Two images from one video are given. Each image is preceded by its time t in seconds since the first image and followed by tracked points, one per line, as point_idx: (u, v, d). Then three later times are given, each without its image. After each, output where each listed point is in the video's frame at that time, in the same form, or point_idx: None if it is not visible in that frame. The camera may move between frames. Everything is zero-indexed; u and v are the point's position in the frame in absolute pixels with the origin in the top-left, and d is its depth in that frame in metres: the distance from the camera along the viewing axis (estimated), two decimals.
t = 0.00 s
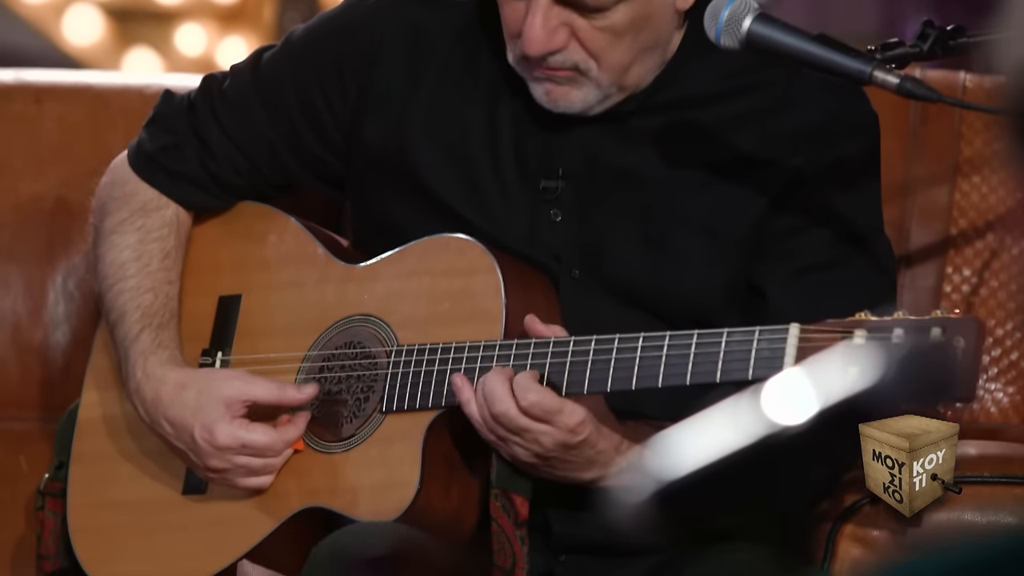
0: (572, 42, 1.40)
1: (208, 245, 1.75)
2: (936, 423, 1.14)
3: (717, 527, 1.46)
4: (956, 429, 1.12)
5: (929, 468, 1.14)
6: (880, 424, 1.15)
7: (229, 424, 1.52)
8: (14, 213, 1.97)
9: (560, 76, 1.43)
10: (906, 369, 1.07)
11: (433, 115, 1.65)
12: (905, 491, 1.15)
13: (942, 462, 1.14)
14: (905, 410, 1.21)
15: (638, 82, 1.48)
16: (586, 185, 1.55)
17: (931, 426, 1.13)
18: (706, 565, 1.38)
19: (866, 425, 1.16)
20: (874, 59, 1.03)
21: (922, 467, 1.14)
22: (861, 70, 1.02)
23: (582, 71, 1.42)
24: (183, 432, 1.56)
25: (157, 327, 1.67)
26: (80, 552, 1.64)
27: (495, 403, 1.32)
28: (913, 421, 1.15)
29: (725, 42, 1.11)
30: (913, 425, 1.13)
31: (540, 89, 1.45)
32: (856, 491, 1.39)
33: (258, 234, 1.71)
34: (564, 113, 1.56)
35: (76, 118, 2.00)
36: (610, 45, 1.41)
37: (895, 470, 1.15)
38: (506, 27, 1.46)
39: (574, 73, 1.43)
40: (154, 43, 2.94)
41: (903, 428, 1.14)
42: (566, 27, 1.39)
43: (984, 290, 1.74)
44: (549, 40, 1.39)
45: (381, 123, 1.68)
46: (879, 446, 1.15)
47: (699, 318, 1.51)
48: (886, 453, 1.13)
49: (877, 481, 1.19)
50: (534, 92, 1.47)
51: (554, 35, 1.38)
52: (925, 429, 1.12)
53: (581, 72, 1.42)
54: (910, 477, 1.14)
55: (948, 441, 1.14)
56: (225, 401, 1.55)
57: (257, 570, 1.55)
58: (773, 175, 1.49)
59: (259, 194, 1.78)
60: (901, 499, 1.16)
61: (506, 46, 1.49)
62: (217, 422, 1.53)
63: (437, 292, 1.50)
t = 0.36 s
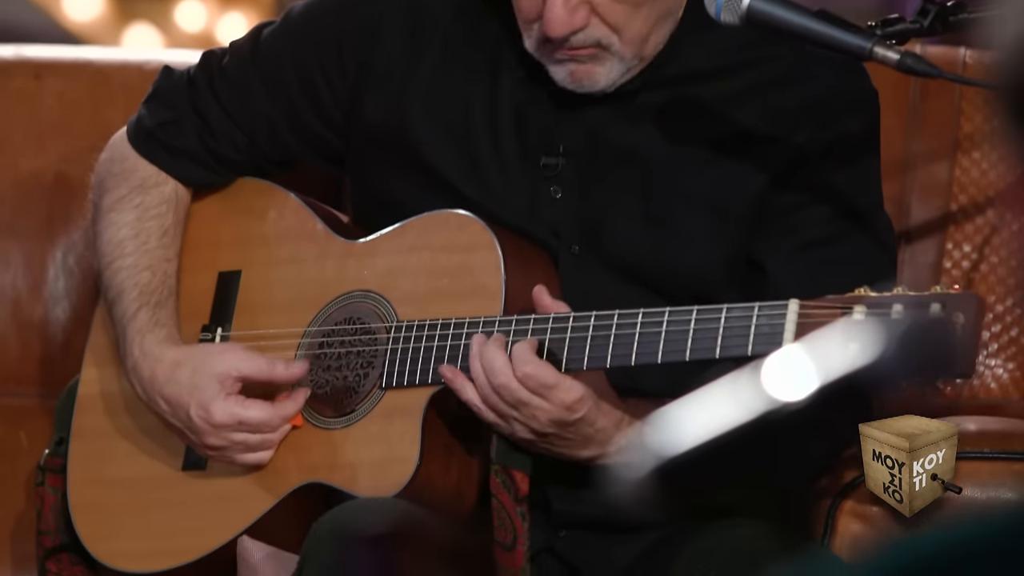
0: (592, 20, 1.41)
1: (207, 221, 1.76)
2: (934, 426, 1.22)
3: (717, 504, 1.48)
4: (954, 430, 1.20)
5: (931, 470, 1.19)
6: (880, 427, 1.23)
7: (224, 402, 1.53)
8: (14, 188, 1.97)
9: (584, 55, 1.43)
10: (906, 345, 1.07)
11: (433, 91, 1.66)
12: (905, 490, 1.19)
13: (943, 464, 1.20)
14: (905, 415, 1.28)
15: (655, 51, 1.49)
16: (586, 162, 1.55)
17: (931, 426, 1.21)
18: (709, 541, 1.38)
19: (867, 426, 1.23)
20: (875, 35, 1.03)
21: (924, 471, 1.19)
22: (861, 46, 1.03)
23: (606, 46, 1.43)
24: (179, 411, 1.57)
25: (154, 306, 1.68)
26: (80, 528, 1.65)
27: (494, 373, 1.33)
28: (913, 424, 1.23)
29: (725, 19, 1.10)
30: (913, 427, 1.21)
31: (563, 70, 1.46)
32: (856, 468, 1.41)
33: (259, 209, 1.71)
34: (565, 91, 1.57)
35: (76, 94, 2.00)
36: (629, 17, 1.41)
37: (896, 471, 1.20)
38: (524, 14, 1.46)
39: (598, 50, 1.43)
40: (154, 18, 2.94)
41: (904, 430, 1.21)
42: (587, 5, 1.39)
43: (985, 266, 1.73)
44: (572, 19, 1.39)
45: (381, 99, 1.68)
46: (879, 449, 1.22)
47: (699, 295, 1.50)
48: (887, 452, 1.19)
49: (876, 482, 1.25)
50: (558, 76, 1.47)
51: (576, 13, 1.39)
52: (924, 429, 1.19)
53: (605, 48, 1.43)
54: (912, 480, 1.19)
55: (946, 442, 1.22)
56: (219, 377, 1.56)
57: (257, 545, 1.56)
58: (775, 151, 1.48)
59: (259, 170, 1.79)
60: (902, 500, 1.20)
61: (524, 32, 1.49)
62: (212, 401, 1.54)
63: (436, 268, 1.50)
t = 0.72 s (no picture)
0: None
1: (211, 197, 1.76)
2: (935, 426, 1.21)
3: (719, 481, 1.47)
4: (956, 429, 1.18)
5: (931, 471, 1.17)
6: (880, 428, 1.21)
7: (229, 376, 1.54)
8: (15, 165, 1.97)
9: (537, 27, 1.44)
10: (907, 323, 1.07)
11: (433, 68, 1.66)
12: (904, 489, 1.16)
13: (943, 465, 1.18)
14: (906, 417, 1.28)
15: (622, 40, 1.48)
16: (585, 137, 1.55)
17: (931, 426, 1.19)
18: (708, 519, 1.39)
19: (867, 426, 1.22)
20: (876, 12, 1.02)
21: (923, 471, 1.17)
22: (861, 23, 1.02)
23: (560, 25, 1.43)
24: (183, 385, 1.58)
25: (157, 281, 1.68)
26: (80, 505, 1.66)
27: (515, 344, 1.31)
28: (913, 425, 1.22)
29: None
30: (912, 427, 1.19)
31: (520, 37, 1.47)
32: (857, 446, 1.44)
33: (261, 187, 1.71)
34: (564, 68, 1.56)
35: (76, 71, 1.99)
36: (587, 3, 1.40)
37: (896, 472, 1.18)
38: None
39: (551, 26, 1.43)
40: None
41: (903, 429, 1.19)
42: None
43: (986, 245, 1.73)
44: None
45: (381, 75, 1.69)
46: (879, 449, 1.20)
47: (699, 271, 1.51)
48: (887, 453, 1.18)
49: (877, 482, 1.22)
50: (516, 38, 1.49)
51: None
52: (924, 429, 1.18)
53: (558, 26, 1.43)
54: (912, 480, 1.16)
55: (947, 443, 1.20)
56: (226, 354, 1.56)
57: (256, 521, 1.55)
58: (775, 127, 1.48)
59: (261, 148, 1.79)
60: (902, 500, 1.17)
61: None
62: (217, 375, 1.55)
63: (437, 245, 1.50)
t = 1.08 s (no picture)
0: None
1: (212, 177, 1.75)
2: (936, 426, 1.18)
3: (720, 461, 1.47)
4: (953, 427, 1.16)
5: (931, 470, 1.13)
6: (881, 428, 1.23)
7: (225, 357, 1.55)
8: (14, 143, 1.97)
9: (584, 20, 1.44)
10: (908, 301, 1.07)
11: (433, 51, 1.65)
12: (904, 489, 1.11)
13: (944, 464, 1.14)
14: (907, 417, 1.27)
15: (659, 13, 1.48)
16: (586, 119, 1.54)
17: (931, 426, 1.18)
18: (708, 497, 1.41)
19: (868, 427, 1.23)
20: None
21: (924, 469, 1.13)
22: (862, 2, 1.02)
23: (606, 13, 1.43)
24: (180, 365, 1.58)
25: (155, 262, 1.69)
26: (80, 484, 1.67)
27: (514, 322, 1.31)
28: (915, 424, 1.20)
29: None
30: (912, 426, 1.19)
31: (564, 34, 1.47)
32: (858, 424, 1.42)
33: (260, 166, 1.71)
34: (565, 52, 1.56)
35: (76, 49, 1.99)
36: None
37: (895, 471, 1.17)
38: None
39: (598, 16, 1.44)
40: None
41: (904, 429, 1.19)
42: None
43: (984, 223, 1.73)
44: None
45: (381, 58, 1.69)
46: (879, 450, 1.21)
47: (700, 254, 1.49)
48: (885, 452, 1.18)
49: (877, 483, 1.21)
50: (561, 40, 1.49)
51: None
52: (923, 428, 1.17)
53: (604, 15, 1.43)
54: (911, 479, 1.13)
55: (948, 444, 1.17)
56: (220, 332, 1.57)
57: (257, 500, 1.55)
58: (775, 106, 1.47)
59: (262, 128, 1.79)
60: (900, 499, 1.12)
61: None
62: (213, 355, 1.56)
63: (438, 224, 1.50)
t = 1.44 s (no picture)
0: None
1: (212, 159, 1.76)
2: (936, 424, 1.16)
3: (719, 446, 1.48)
4: (954, 429, 1.13)
5: (932, 471, 1.12)
6: (880, 427, 1.19)
7: (229, 339, 1.54)
8: (14, 128, 1.97)
9: (567, 5, 1.44)
10: (908, 286, 1.07)
11: (435, 35, 1.65)
12: (905, 489, 1.13)
13: (944, 465, 1.13)
14: (905, 415, 1.24)
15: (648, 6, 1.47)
16: (587, 104, 1.54)
17: (931, 425, 1.15)
18: (710, 481, 1.40)
19: (868, 425, 1.20)
20: None
21: (925, 470, 1.13)
22: None
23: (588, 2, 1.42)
24: (183, 347, 1.58)
25: (158, 244, 1.69)
26: (80, 466, 1.68)
27: (514, 306, 1.31)
28: (915, 422, 1.18)
29: None
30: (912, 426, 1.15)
31: (547, 16, 1.48)
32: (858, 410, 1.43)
33: (262, 149, 1.72)
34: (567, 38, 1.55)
35: (77, 33, 1.99)
36: None
37: (895, 471, 1.14)
38: None
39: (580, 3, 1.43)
40: None
41: (905, 429, 1.16)
42: None
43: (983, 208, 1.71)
44: None
45: (382, 41, 1.68)
46: (879, 449, 1.18)
47: (699, 240, 1.50)
48: (886, 452, 1.15)
49: (877, 483, 1.19)
50: (544, 19, 1.49)
51: None
52: (924, 429, 1.14)
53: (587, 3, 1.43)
54: (912, 479, 1.12)
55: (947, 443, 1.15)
56: (225, 315, 1.56)
57: (258, 485, 1.56)
58: (777, 91, 1.47)
59: (263, 110, 1.80)
60: (901, 501, 1.13)
61: None
62: (217, 338, 1.55)
63: (440, 208, 1.50)
